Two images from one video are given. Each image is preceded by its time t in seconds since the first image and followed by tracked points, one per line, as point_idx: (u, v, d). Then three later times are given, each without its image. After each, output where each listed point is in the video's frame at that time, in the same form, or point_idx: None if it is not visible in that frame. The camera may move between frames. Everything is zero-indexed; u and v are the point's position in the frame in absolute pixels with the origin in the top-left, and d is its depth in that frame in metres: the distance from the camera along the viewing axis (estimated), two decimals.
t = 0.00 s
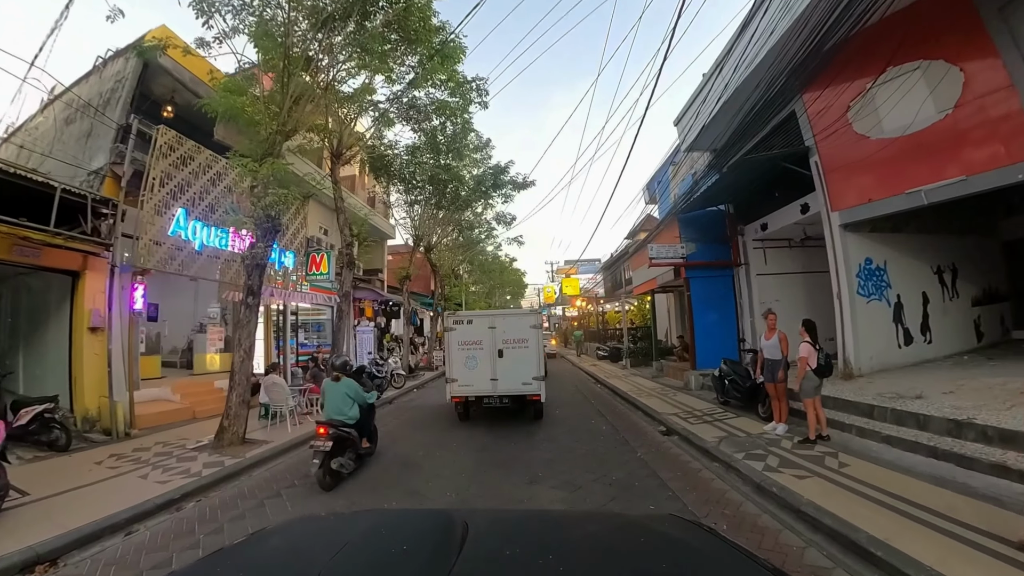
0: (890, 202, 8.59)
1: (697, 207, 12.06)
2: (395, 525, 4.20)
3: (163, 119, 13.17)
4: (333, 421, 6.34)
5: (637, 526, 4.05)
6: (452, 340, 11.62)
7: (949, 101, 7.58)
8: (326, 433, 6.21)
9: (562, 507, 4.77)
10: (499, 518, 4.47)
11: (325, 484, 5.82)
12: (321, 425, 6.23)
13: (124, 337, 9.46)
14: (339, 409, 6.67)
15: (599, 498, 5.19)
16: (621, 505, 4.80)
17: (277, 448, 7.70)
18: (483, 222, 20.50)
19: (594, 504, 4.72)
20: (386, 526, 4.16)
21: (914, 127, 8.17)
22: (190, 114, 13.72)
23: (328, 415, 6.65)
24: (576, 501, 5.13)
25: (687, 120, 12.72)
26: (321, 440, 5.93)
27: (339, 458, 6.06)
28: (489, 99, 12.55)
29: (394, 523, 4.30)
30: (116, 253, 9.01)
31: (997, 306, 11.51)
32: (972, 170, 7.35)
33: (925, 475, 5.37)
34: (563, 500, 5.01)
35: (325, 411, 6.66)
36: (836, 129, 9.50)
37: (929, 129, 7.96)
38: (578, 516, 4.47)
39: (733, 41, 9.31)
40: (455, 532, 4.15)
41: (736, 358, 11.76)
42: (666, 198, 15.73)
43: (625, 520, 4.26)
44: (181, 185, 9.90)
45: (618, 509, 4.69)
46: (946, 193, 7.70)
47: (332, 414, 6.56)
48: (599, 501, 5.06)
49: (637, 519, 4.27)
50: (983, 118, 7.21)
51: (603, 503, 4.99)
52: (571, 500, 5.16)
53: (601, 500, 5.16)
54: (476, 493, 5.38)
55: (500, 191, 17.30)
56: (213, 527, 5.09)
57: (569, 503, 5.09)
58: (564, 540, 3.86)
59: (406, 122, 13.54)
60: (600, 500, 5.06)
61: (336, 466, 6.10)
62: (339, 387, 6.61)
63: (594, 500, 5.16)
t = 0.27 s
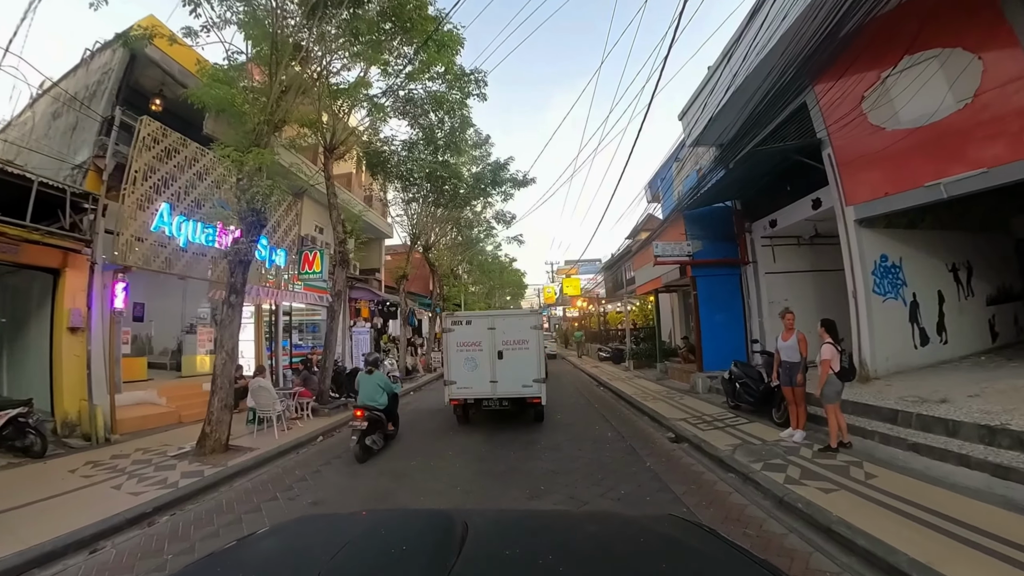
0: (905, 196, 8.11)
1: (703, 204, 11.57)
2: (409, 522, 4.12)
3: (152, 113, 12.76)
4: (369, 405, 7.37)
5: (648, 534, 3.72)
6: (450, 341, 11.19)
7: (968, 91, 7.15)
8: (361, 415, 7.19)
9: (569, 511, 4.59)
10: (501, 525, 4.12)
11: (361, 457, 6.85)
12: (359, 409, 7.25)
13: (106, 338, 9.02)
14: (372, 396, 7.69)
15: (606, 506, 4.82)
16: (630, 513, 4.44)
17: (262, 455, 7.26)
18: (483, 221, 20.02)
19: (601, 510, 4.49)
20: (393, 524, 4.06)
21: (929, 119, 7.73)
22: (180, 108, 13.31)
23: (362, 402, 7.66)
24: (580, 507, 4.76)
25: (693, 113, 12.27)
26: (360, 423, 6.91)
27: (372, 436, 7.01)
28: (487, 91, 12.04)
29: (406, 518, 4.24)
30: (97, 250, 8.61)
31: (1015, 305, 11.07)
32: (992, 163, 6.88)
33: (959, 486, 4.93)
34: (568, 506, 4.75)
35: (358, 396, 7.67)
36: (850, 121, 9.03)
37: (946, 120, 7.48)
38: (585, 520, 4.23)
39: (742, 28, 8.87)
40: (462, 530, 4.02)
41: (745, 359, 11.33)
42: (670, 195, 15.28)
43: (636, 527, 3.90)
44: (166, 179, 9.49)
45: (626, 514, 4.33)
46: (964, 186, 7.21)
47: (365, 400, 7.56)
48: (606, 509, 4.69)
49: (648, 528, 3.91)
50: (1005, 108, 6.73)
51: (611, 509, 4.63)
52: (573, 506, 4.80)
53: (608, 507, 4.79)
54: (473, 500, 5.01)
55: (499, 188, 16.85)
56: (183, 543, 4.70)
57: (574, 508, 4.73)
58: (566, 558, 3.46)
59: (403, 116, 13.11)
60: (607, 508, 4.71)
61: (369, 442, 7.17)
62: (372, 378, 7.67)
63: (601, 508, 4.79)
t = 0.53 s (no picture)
0: (922, 190, 7.71)
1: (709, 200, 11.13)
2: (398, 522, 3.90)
3: (141, 107, 12.39)
4: (394, 394, 8.42)
5: (659, 539, 3.44)
6: (448, 342, 10.81)
7: (986, 81, 6.79)
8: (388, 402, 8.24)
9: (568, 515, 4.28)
10: (499, 529, 3.82)
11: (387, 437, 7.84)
12: (386, 397, 8.34)
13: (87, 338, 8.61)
14: (395, 387, 8.70)
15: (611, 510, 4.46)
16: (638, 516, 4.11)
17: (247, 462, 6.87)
18: (483, 220, 19.55)
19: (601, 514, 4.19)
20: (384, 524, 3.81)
21: (945, 110, 7.38)
22: (171, 102, 12.95)
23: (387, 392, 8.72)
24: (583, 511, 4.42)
25: (699, 107, 11.87)
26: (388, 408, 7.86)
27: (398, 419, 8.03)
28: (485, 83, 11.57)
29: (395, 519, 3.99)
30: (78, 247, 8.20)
31: None
32: (1014, 154, 6.48)
33: (996, 498, 4.55)
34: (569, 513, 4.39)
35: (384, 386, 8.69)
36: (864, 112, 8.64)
37: (964, 112, 7.11)
38: (589, 523, 3.96)
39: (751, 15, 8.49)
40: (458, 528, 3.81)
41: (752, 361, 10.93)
42: (674, 192, 14.85)
43: (646, 533, 3.59)
44: (151, 172, 9.13)
45: (633, 519, 4.02)
46: (984, 178, 6.82)
47: (390, 390, 8.58)
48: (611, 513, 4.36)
49: (659, 532, 3.60)
50: None
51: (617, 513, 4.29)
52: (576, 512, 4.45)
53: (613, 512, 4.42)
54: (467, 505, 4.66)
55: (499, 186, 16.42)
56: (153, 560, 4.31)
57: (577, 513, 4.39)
58: None
59: (400, 111, 12.73)
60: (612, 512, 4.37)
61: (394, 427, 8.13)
62: (395, 371, 8.67)
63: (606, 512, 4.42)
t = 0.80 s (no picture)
0: (940, 182, 7.33)
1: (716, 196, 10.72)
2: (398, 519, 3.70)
3: (131, 101, 12.06)
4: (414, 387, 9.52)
5: (671, 545, 3.18)
6: (448, 343, 10.50)
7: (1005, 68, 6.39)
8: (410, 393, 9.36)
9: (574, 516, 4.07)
10: (499, 531, 3.53)
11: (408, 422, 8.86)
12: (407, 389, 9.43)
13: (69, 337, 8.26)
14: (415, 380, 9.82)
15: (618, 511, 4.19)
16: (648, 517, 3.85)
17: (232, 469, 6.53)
18: (483, 219, 19.17)
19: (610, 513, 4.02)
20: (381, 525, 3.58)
21: (964, 98, 6.97)
22: (162, 97, 12.62)
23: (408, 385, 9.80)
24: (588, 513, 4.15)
25: (703, 101, 11.50)
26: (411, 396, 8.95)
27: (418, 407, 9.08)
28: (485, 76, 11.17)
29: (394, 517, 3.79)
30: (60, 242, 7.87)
31: None
32: None
33: None
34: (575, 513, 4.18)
35: (404, 379, 9.75)
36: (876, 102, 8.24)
37: (979, 104, 6.76)
38: (596, 524, 3.71)
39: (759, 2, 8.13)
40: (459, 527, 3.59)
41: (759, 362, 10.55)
42: (678, 190, 14.46)
43: (658, 538, 3.31)
44: (137, 166, 8.79)
45: (642, 519, 3.75)
46: (1005, 170, 6.44)
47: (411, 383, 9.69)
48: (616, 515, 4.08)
49: (672, 537, 3.33)
50: None
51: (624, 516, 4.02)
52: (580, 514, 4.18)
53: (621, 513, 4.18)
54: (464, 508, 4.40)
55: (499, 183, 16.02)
56: None
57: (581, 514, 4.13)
58: None
59: (397, 106, 12.39)
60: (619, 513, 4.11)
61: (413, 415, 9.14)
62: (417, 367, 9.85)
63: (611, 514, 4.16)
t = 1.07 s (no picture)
0: (955, 176, 6.95)
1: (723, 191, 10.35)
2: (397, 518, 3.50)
3: (121, 95, 11.75)
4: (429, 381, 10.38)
5: (680, 549, 2.93)
6: (447, 343, 10.18)
7: None
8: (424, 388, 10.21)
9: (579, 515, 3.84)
10: (497, 533, 3.29)
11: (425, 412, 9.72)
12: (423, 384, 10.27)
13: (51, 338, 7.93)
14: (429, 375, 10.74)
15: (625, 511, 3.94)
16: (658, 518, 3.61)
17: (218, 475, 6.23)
18: (482, 217, 18.82)
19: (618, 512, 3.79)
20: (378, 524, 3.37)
21: (983, 87, 6.59)
22: (154, 91, 12.31)
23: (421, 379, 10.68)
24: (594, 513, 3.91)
25: (708, 95, 11.17)
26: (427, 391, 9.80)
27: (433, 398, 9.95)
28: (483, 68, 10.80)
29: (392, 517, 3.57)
30: (42, 239, 7.54)
31: None
32: None
33: None
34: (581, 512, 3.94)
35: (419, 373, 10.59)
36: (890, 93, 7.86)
37: (998, 93, 6.40)
38: (602, 523, 3.48)
39: None
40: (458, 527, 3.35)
41: (766, 363, 10.22)
42: (681, 187, 14.13)
43: (667, 539, 3.07)
44: (122, 161, 8.47)
45: (651, 519, 3.51)
46: None
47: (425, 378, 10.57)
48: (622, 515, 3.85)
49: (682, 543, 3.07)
50: None
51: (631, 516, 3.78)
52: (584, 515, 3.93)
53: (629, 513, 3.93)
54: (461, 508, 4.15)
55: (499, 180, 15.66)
56: None
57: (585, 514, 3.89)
58: None
59: (394, 101, 12.06)
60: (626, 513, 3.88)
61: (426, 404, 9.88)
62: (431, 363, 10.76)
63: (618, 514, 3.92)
